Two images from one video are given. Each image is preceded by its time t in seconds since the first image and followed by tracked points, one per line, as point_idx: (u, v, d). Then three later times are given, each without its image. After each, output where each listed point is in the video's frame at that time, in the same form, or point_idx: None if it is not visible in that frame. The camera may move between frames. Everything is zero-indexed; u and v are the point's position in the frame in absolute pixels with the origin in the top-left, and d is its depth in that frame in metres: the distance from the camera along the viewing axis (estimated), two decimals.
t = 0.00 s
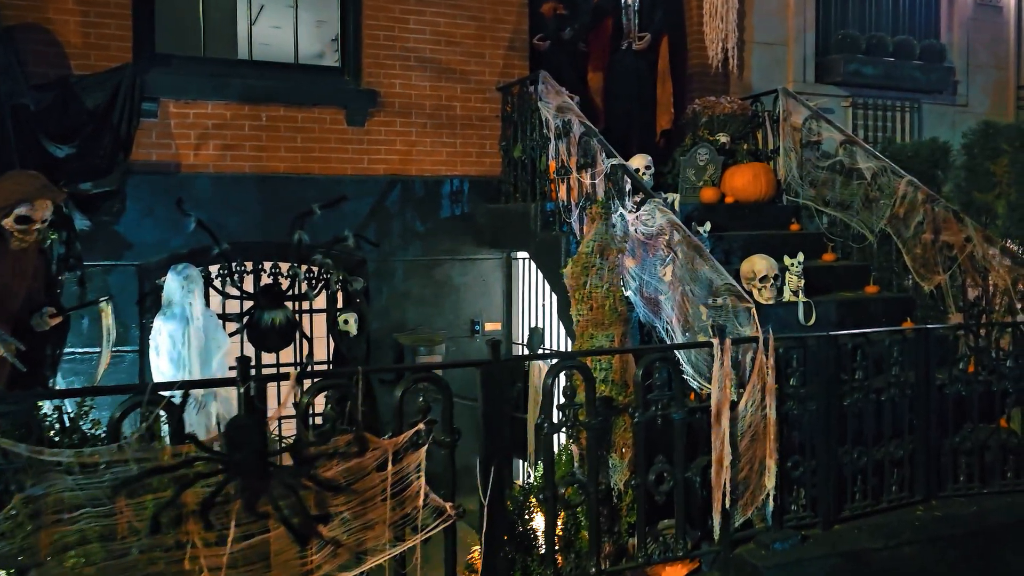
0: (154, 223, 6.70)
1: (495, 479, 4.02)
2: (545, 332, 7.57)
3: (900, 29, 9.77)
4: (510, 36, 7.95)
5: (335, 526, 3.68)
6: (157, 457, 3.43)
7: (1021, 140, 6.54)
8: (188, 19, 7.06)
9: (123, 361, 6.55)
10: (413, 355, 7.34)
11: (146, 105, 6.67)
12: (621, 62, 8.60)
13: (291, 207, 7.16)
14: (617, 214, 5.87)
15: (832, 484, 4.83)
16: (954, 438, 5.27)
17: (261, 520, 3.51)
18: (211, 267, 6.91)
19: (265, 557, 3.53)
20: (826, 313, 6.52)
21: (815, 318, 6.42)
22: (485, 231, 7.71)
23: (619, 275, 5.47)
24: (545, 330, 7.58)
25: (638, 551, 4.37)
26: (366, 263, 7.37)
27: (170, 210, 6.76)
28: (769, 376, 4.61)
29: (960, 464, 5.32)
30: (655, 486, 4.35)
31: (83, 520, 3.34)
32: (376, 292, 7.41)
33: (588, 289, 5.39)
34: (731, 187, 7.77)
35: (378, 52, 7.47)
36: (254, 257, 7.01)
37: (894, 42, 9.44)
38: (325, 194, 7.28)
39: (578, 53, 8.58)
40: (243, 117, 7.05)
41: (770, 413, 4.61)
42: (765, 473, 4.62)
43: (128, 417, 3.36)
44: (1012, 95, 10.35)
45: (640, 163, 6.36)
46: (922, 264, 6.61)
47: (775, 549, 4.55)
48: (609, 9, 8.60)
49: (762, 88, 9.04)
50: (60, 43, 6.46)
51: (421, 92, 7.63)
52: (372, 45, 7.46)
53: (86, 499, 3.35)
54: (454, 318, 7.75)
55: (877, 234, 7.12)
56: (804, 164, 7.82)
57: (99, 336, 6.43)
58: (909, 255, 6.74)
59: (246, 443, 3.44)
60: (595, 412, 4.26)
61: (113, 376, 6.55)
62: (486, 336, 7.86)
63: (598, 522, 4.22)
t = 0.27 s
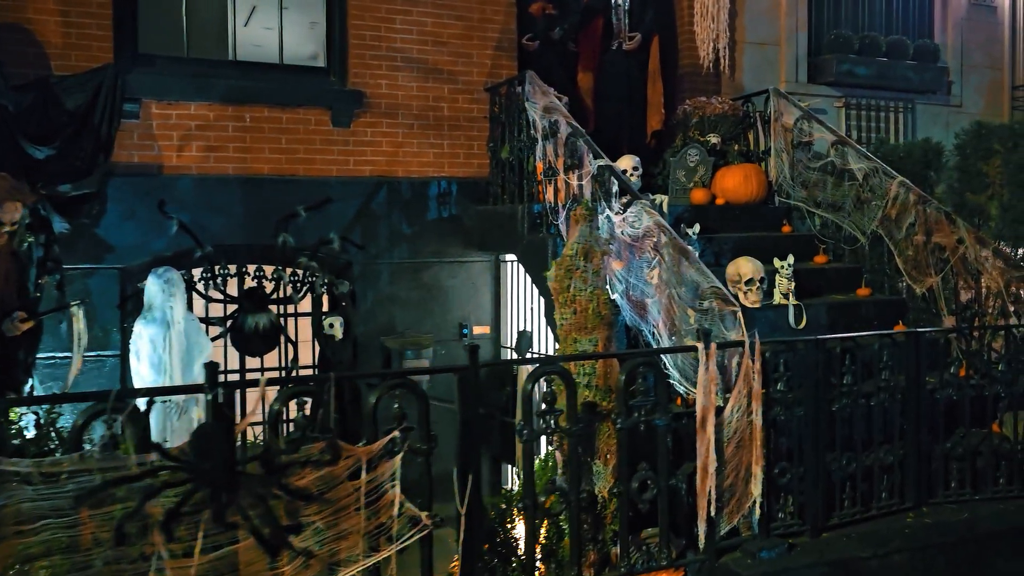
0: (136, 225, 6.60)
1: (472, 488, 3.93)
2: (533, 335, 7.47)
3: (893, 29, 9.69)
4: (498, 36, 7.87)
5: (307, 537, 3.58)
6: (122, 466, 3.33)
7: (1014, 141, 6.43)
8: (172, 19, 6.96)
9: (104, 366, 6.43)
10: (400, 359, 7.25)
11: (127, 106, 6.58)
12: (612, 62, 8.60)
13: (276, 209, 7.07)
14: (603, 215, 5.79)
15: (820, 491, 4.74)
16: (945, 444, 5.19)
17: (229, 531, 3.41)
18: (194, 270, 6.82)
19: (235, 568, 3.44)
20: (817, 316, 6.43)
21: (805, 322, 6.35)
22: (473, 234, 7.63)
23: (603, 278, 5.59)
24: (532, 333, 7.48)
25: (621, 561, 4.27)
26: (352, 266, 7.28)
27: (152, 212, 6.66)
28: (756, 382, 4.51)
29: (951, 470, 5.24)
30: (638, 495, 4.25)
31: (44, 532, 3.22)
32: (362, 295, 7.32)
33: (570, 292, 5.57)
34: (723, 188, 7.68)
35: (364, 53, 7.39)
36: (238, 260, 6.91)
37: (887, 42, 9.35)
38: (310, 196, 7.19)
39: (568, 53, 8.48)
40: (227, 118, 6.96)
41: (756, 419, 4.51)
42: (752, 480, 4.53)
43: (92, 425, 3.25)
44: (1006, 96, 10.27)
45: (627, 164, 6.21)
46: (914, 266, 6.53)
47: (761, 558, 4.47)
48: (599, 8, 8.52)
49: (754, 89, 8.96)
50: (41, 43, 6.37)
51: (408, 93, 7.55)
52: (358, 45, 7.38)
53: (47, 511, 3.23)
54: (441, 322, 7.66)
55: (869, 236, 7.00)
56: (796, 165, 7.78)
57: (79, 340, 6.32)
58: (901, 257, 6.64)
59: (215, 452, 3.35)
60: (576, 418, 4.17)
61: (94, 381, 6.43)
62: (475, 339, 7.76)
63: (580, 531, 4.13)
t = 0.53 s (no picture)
0: (110, 229, 6.49)
1: (443, 499, 3.76)
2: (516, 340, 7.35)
3: (882, 31, 9.62)
4: (481, 37, 7.77)
5: (269, 551, 3.46)
6: (75, 478, 3.23)
7: (1001, 143, 6.30)
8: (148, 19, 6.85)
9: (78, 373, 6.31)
10: (382, 365, 7.14)
11: (101, 108, 6.48)
12: (597, 64, 8.46)
13: (254, 213, 6.96)
14: (582, 219, 5.70)
15: (802, 501, 4.63)
16: (930, 451, 5.10)
17: (187, 546, 3.30)
18: (171, 275, 6.70)
19: None
20: (802, 321, 6.35)
21: (790, 326, 6.26)
22: (456, 237, 7.54)
23: (581, 283, 5.53)
24: (516, 338, 7.36)
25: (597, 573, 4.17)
26: (332, 271, 7.17)
27: (127, 216, 6.54)
28: (736, 389, 4.42)
29: (937, 478, 5.14)
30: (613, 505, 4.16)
31: None
32: (343, 300, 7.21)
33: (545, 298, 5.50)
34: (708, 191, 7.61)
35: (345, 54, 7.30)
36: (216, 264, 6.81)
37: (876, 44, 9.28)
38: (289, 200, 7.08)
39: (554, 55, 8.42)
40: (204, 121, 6.85)
41: (736, 428, 4.41)
42: (732, 490, 4.43)
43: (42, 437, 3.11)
44: (997, 98, 10.20)
45: (609, 167, 6.12)
46: (900, 269, 6.43)
47: (741, 570, 4.37)
48: (585, 9, 8.43)
49: (741, 91, 8.88)
50: (13, 44, 6.26)
51: (389, 95, 7.46)
52: (339, 46, 7.28)
53: None
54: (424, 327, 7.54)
55: (856, 240, 6.86)
56: (783, 167, 7.72)
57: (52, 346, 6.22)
58: (888, 259, 6.51)
59: (170, 465, 3.23)
60: (549, 426, 4.07)
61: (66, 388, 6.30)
62: (458, 344, 7.64)
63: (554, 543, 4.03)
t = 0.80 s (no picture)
0: (79, 235, 6.35)
1: (403, 517, 3.61)
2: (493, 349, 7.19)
3: (869, 33, 9.52)
4: (460, 39, 7.66)
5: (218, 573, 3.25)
6: (15, 498, 3.13)
7: (985, 147, 6.21)
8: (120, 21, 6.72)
9: (44, 382, 6.17)
10: (358, 373, 7.02)
11: (68, 112, 6.37)
12: (580, 66, 8.33)
13: (227, 218, 6.83)
14: (558, 225, 5.58)
15: (778, 514, 4.53)
16: (912, 463, 4.99)
17: (132, 566, 3.11)
18: (141, 281, 6.53)
19: None
20: (784, 329, 6.24)
21: (772, 333, 6.15)
22: (434, 243, 7.42)
23: (554, 290, 5.41)
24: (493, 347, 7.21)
25: None
26: (308, 277, 7.05)
27: (96, 221, 6.41)
28: (711, 401, 4.30)
29: (918, 490, 5.05)
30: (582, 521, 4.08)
31: None
32: (319, 307, 7.08)
33: (518, 306, 5.33)
34: (691, 195, 7.51)
35: (320, 56, 7.18)
36: (187, 270, 6.67)
37: (862, 46, 9.20)
38: (263, 205, 6.95)
39: (535, 56, 8.28)
40: (176, 124, 6.72)
41: (709, 440, 4.31)
42: (706, 504, 4.32)
43: None
44: (985, 101, 10.13)
45: (587, 171, 6.02)
46: (882, 274, 6.29)
47: None
48: (568, 11, 8.33)
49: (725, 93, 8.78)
50: None
51: (366, 98, 7.34)
52: (315, 48, 7.16)
53: None
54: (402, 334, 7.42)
55: (839, 245, 6.79)
56: (767, 172, 7.57)
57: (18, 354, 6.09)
58: (871, 264, 6.38)
59: (112, 484, 3.10)
60: (516, 440, 3.95)
61: (31, 398, 6.14)
62: (437, 352, 7.51)
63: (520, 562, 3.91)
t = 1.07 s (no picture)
0: (50, 239, 6.25)
1: (361, 531, 3.49)
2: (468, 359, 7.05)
3: (858, 35, 9.43)
4: (442, 40, 7.57)
5: None
6: None
7: (972, 150, 6.12)
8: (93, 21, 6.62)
9: (15, 389, 6.05)
10: (337, 379, 6.91)
11: (40, 114, 6.27)
12: (564, 68, 8.21)
13: (203, 222, 6.72)
14: (536, 229, 5.49)
15: (754, 526, 4.41)
16: (892, 472, 4.89)
17: None
18: (114, 286, 6.46)
19: None
20: (767, 335, 6.14)
21: (755, 339, 6.07)
22: (415, 247, 7.33)
23: (529, 296, 5.37)
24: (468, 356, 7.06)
25: None
26: (285, 282, 6.96)
27: (67, 225, 6.31)
28: (683, 409, 4.21)
29: (900, 500, 4.95)
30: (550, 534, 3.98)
31: None
32: (297, 312, 6.98)
33: (490, 312, 5.42)
34: (676, 199, 7.37)
35: (299, 58, 7.08)
36: (162, 275, 6.58)
37: (851, 48, 9.13)
38: (240, 208, 6.85)
39: (519, 58, 8.18)
40: (151, 127, 6.62)
41: (682, 450, 4.21)
42: (679, 515, 4.21)
43: None
44: (975, 105, 10.07)
45: (565, 174, 5.92)
46: (868, 280, 6.21)
47: None
48: (553, 12, 8.23)
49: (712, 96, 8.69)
50: None
51: (346, 100, 7.24)
52: (293, 49, 7.06)
53: None
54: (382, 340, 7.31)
55: (823, 250, 6.70)
56: (753, 175, 7.51)
57: None
58: (855, 269, 6.27)
59: (51, 499, 2.96)
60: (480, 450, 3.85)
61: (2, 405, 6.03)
62: (418, 358, 7.40)
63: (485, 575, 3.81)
